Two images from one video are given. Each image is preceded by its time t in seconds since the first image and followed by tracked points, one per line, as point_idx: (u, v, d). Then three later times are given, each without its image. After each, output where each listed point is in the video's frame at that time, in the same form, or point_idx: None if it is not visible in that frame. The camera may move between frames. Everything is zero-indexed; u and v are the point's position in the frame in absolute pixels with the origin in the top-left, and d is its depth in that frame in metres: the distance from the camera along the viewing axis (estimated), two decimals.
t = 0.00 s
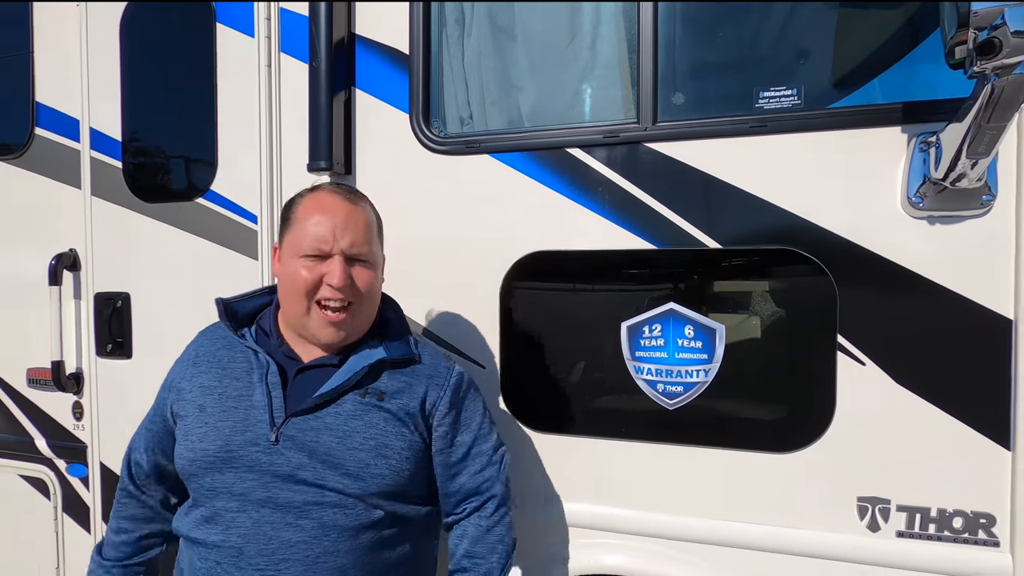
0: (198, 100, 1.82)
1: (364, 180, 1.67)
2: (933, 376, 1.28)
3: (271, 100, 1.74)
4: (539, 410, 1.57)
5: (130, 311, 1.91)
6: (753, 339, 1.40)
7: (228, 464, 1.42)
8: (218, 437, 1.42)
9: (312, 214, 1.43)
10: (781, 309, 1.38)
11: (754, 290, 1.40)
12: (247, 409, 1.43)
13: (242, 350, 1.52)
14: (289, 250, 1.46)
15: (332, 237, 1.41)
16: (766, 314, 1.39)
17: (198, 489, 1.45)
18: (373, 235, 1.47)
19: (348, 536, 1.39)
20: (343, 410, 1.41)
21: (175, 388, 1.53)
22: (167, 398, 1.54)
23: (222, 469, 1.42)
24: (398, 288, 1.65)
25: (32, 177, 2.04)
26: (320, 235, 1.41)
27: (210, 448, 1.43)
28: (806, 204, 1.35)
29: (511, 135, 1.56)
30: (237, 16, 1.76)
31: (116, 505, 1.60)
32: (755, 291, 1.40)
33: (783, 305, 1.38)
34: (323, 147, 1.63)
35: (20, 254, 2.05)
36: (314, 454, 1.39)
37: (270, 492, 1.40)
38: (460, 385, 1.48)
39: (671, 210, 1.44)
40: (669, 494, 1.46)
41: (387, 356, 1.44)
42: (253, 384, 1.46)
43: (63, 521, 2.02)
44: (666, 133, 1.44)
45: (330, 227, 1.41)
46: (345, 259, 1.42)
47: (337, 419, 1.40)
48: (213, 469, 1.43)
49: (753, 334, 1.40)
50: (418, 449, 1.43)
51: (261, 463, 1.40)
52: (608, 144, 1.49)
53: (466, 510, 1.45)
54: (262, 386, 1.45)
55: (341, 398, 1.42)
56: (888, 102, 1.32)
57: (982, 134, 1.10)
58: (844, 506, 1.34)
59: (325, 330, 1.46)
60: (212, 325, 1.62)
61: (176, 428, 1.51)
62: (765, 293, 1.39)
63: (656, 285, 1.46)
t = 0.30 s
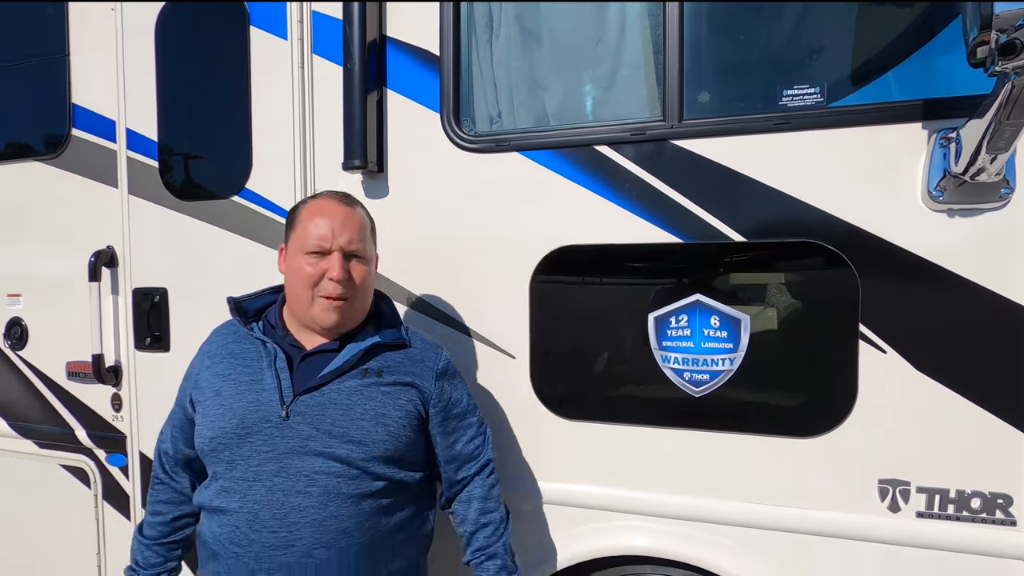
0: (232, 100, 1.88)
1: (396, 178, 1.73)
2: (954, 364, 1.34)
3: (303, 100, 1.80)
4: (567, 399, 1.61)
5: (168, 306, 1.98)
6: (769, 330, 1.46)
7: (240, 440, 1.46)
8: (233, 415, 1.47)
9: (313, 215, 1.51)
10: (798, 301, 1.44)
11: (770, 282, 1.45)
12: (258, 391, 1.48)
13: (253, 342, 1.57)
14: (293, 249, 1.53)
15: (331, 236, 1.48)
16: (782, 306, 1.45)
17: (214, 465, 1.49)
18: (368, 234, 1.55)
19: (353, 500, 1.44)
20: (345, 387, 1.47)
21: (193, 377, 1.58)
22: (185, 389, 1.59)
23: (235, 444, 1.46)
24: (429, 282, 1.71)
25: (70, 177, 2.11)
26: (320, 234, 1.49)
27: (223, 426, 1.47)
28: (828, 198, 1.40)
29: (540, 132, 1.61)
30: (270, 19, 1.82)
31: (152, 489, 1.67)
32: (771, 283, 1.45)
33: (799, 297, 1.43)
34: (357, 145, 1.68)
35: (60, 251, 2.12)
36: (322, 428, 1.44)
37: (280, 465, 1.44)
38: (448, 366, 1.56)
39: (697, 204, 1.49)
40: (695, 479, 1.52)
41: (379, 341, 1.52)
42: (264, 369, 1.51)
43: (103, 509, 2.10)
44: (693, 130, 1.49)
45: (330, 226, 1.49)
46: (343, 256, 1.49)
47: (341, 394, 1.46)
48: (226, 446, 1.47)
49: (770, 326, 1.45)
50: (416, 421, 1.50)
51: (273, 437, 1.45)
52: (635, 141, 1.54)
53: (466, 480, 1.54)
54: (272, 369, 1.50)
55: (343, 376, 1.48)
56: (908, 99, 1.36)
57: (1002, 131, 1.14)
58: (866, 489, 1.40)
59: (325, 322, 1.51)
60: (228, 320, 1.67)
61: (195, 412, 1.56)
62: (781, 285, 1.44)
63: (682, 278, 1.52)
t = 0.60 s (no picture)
0: (265, 102, 1.93)
1: (426, 176, 1.76)
2: (984, 357, 1.35)
3: (335, 101, 1.84)
4: (596, 392, 1.64)
5: (203, 302, 2.03)
6: (792, 325, 1.48)
7: (239, 439, 1.50)
8: (230, 416, 1.50)
9: (285, 220, 1.59)
10: (821, 297, 1.46)
11: (793, 278, 1.48)
12: (250, 390, 1.52)
13: (232, 347, 1.60)
14: (267, 252, 1.60)
15: (303, 240, 1.57)
16: (805, 302, 1.47)
17: (212, 464, 1.52)
18: (337, 238, 1.64)
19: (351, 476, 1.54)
20: (332, 378, 1.56)
21: (169, 383, 1.58)
22: (160, 395, 1.60)
23: (235, 443, 1.50)
24: (458, 278, 1.75)
25: (108, 177, 2.17)
26: (293, 238, 1.56)
27: (220, 428, 1.50)
28: (857, 194, 1.42)
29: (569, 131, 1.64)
30: (303, 22, 1.86)
31: (100, 493, 1.64)
32: (794, 279, 1.48)
33: (823, 293, 1.46)
34: (389, 145, 1.72)
35: (98, 250, 2.19)
36: (318, 418, 1.52)
37: (284, 456, 1.51)
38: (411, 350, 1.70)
39: (724, 200, 1.51)
40: (723, 471, 1.54)
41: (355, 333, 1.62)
42: (251, 370, 1.56)
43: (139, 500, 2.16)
44: (722, 127, 1.51)
45: (303, 230, 1.57)
46: (316, 258, 1.58)
47: (331, 385, 1.55)
48: (227, 445, 1.50)
49: (792, 322, 1.48)
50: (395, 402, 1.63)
51: (271, 432, 1.50)
52: (664, 139, 1.56)
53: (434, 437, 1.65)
54: (261, 370, 1.55)
55: (328, 368, 1.57)
56: (936, 96, 1.37)
57: None
58: (894, 481, 1.42)
59: (300, 321, 1.59)
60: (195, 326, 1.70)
61: (180, 416, 1.56)
62: (804, 281, 1.47)
63: (710, 274, 1.54)
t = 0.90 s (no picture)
0: (275, 107, 1.95)
1: (435, 181, 1.78)
2: (989, 360, 1.36)
3: (345, 107, 1.86)
4: (604, 395, 1.65)
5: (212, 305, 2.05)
6: (796, 329, 1.50)
7: (248, 427, 1.51)
8: (238, 405, 1.51)
9: (280, 221, 1.62)
10: (825, 301, 1.48)
11: (796, 281, 1.50)
12: (256, 380, 1.54)
13: (229, 342, 1.61)
14: (263, 252, 1.63)
15: (299, 238, 1.60)
16: (809, 306, 1.49)
17: (220, 455, 1.51)
18: (330, 239, 1.69)
19: (359, 454, 1.60)
20: (331, 364, 1.63)
21: (163, 383, 1.56)
22: (154, 397, 1.58)
23: (244, 432, 1.51)
24: (466, 281, 1.76)
25: (118, 182, 2.19)
26: (288, 237, 1.60)
27: (229, 418, 1.50)
28: (863, 199, 1.43)
29: (579, 137, 1.66)
30: (313, 28, 1.89)
31: (98, 502, 1.62)
32: (797, 283, 1.49)
33: (827, 297, 1.47)
34: (398, 150, 1.74)
35: (108, 253, 2.20)
36: (325, 400, 1.57)
37: (295, 439, 1.54)
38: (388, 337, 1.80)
39: (730, 204, 1.53)
40: (730, 473, 1.55)
41: (345, 322, 1.70)
42: (252, 362, 1.58)
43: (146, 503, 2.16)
44: (729, 133, 1.53)
45: (299, 230, 1.61)
46: (311, 256, 1.62)
47: (331, 370, 1.61)
48: (236, 434, 1.51)
49: (796, 325, 1.50)
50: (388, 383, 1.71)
51: (281, 417, 1.53)
52: (671, 144, 1.58)
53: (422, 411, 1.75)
54: (263, 361, 1.58)
55: (326, 355, 1.64)
56: (941, 103, 1.39)
57: None
58: (901, 483, 1.43)
59: (294, 318, 1.63)
60: (182, 327, 1.69)
61: (180, 413, 1.54)
62: (807, 285, 1.49)
63: (717, 277, 1.56)
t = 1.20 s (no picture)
0: (267, 104, 1.94)
1: (428, 181, 1.79)
2: (971, 364, 1.40)
3: (339, 106, 1.87)
4: (594, 396, 1.67)
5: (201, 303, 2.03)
6: (783, 332, 1.52)
7: (230, 421, 1.51)
8: (219, 399, 1.51)
9: (253, 219, 1.64)
10: (812, 304, 1.50)
11: (784, 285, 1.52)
12: (236, 374, 1.55)
13: (209, 339, 1.62)
14: (237, 250, 1.64)
15: (273, 235, 1.62)
16: (796, 309, 1.51)
17: (202, 449, 1.51)
18: (303, 235, 1.70)
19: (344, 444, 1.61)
20: (311, 358, 1.63)
21: (143, 381, 1.56)
22: (134, 395, 1.58)
23: (226, 425, 1.51)
24: (458, 282, 1.77)
25: (107, 178, 2.17)
26: (263, 234, 1.61)
27: (210, 412, 1.50)
28: (849, 205, 1.46)
29: (571, 139, 1.67)
30: (308, 27, 1.89)
31: (83, 505, 1.60)
32: (785, 286, 1.52)
33: (814, 301, 1.50)
34: (392, 150, 1.74)
35: (96, 250, 2.18)
36: (307, 393, 1.58)
37: (278, 431, 1.54)
38: (369, 333, 1.79)
39: (720, 208, 1.55)
40: (718, 474, 1.57)
41: (324, 320, 1.70)
42: (233, 357, 1.58)
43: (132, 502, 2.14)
44: (718, 138, 1.55)
45: (272, 226, 1.62)
46: (286, 252, 1.63)
47: (311, 363, 1.62)
48: (218, 428, 1.51)
49: (783, 328, 1.52)
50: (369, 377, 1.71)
51: (263, 409, 1.53)
52: (662, 148, 1.60)
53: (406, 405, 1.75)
54: (243, 355, 1.58)
55: (306, 349, 1.64)
56: (925, 112, 1.43)
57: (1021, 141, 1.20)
58: (884, 483, 1.46)
59: (272, 312, 1.64)
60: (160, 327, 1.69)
61: (160, 410, 1.54)
62: (795, 289, 1.51)
63: (707, 281, 1.58)
